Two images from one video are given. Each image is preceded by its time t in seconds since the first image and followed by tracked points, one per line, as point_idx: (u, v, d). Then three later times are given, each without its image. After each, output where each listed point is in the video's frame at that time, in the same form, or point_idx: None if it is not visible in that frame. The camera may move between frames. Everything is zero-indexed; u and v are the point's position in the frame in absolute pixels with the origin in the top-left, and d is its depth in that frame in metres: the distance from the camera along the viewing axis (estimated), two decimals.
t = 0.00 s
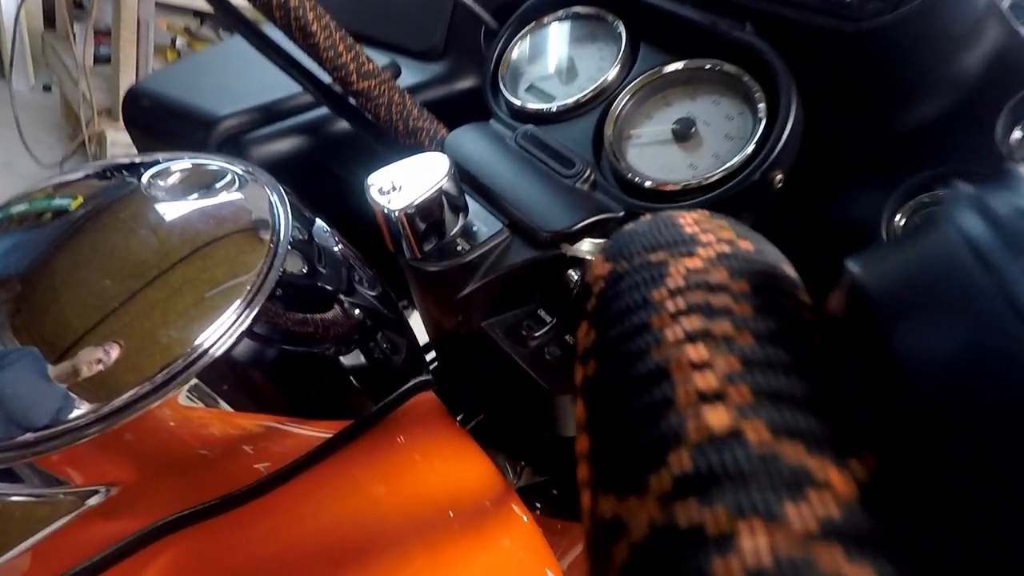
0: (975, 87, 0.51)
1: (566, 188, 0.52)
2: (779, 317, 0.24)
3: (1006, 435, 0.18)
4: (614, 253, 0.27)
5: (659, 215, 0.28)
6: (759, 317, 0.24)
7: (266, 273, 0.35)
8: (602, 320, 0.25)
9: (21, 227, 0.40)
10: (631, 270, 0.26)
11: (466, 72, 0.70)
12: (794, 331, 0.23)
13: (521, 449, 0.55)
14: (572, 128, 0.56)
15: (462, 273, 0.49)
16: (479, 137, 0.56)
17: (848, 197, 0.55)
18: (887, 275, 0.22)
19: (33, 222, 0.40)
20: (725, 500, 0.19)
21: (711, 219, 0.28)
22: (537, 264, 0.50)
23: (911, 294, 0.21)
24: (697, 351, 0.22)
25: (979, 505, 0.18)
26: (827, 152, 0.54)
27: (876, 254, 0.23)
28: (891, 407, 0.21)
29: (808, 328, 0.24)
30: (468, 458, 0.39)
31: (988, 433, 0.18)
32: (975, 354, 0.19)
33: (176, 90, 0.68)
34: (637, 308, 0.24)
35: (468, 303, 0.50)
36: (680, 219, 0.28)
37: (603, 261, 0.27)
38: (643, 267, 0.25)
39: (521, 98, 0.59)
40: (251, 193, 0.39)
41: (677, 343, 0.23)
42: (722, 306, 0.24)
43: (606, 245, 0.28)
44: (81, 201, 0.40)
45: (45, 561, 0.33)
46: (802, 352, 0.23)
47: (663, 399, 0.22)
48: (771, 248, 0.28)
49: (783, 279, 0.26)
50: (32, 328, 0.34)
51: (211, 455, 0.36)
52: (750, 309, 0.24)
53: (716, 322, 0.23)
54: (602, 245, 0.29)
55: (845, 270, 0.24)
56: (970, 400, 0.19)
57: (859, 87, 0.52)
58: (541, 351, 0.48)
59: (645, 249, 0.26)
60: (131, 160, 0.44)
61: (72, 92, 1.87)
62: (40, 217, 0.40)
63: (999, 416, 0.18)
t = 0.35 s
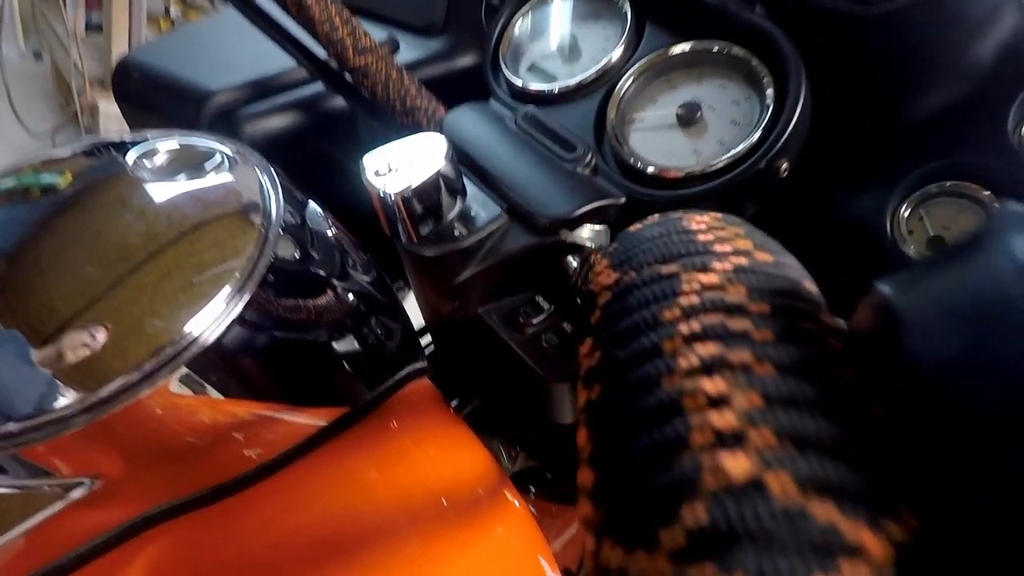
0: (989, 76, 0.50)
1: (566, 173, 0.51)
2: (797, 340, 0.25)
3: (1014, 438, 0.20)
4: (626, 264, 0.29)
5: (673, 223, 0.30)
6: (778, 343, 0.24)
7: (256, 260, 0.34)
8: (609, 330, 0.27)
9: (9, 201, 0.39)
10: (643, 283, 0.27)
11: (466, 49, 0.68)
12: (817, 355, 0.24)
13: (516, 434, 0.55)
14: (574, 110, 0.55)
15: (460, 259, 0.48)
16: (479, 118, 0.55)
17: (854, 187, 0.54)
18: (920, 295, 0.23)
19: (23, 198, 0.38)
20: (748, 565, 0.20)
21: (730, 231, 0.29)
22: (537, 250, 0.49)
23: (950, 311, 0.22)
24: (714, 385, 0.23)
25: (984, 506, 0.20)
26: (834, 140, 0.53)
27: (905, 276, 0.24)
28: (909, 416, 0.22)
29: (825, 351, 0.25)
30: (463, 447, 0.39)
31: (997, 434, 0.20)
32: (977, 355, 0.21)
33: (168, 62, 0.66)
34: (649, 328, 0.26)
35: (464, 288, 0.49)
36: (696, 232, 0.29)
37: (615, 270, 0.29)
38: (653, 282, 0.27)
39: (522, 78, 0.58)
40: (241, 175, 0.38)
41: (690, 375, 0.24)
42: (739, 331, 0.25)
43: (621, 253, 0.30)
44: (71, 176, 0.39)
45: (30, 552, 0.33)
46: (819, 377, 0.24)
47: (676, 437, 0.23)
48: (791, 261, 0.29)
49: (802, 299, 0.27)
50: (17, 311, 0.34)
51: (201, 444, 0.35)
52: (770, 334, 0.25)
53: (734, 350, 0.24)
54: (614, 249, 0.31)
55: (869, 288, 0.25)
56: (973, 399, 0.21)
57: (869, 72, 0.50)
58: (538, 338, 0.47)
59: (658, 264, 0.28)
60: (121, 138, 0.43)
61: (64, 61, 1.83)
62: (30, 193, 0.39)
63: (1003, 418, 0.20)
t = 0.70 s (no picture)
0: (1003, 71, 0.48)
1: (567, 161, 0.50)
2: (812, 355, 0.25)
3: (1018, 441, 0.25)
4: (634, 269, 0.29)
5: (682, 224, 0.30)
6: (797, 363, 0.25)
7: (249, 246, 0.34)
8: (614, 338, 0.27)
9: None
10: (651, 291, 0.28)
11: (466, 32, 0.66)
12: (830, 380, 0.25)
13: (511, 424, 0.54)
14: (577, 98, 0.54)
15: (459, 248, 0.48)
16: (480, 103, 0.54)
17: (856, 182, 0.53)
18: (950, 312, 0.28)
19: (13, 178, 0.37)
20: None
21: (744, 234, 0.29)
22: (537, 240, 0.48)
23: (971, 329, 0.28)
24: (732, 409, 0.24)
25: (986, 504, 0.25)
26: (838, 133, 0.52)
27: (933, 298, 0.29)
28: (928, 421, 0.26)
29: (842, 368, 0.26)
30: (459, 440, 0.38)
31: (1000, 431, 0.25)
32: (990, 358, 0.26)
33: (163, 40, 0.64)
34: (658, 343, 0.26)
35: (462, 278, 0.48)
36: (708, 235, 0.29)
37: (624, 274, 0.29)
38: (663, 290, 0.27)
39: (524, 63, 0.56)
40: (234, 159, 0.37)
41: (703, 398, 0.24)
42: (757, 347, 0.25)
43: (628, 255, 0.30)
44: (61, 158, 0.38)
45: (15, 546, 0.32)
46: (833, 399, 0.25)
47: (688, 464, 0.23)
48: (807, 266, 0.29)
49: (819, 310, 0.27)
50: (4, 295, 0.33)
51: (189, 434, 0.34)
52: (791, 350, 0.25)
53: (752, 371, 0.25)
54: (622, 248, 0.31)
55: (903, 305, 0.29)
56: (987, 402, 0.26)
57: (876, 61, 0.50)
58: (536, 329, 0.47)
59: (667, 270, 0.28)
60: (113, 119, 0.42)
61: (59, 37, 1.80)
62: (21, 174, 0.38)
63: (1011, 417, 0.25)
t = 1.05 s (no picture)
0: (1015, 55, 0.47)
1: (567, 140, 0.48)
2: (837, 345, 0.27)
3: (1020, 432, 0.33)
4: (646, 262, 0.31)
5: (698, 216, 0.32)
6: (830, 374, 0.26)
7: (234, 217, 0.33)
8: (625, 332, 0.29)
9: None
10: (667, 285, 0.29)
11: (464, 4, 0.64)
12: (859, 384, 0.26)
13: (506, 405, 0.54)
14: (578, 75, 0.52)
15: (454, 228, 0.47)
16: (478, 78, 0.52)
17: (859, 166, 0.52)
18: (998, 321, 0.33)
19: None
20: None
21: (764, 226, 0.31)
22: (531, 223, 0.47)
23: None
24: (757, 427, 0.24)
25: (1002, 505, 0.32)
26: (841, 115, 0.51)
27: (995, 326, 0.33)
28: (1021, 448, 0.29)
29: (869, 369, 0.27)
30: (451, 424, 0.38)
31: None
32: None
33: (149, 5, 0.62)
34: (674, 347, 0.27)
35: (457, 259, 0.47)
36: (727, 227, 0.30)
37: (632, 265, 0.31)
38: (679, 284, 0.29)
39: (523, 37, 0.55)
40: (222, 132, 0.36)
41: (725, 413, 0.25)
42: (781, 352, 0.26)
43: (639, 246, 0.32)
44: (43, 128, 0.37)
45: None
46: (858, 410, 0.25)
47: (710, 488, 0.24)
48: (829, 258, 0.31)
49: (839, 302, 0.29)
50: None
51: (175, 417, 0.33)
52: (820, 356, 0.26)
53: (779, 384, 0.25)
54: (627, 234, 0.33)
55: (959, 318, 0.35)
56: None
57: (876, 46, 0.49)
58: (532, 313, 0.46)
59: (683, 264, 0.30)
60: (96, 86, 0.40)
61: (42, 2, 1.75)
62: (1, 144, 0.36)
63: None
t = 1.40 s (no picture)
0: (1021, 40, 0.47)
1: (563, 114, 0.47)
2: (862, 341, 0.25)
3: None
4: (652, 244, 0.30)
5: (709, 197, 0.30)
6: (866, 382, 0.24)
7: (220, 184, 0.32)
8: (628, 323, 0.28)
9: None
10: (678, 272, 0.28)
11: None
12: (890, 385, 0.24)
13: (494, 380, 0.54)
14: (577, 46, 0.50)
15: (444, 200, 0.45)
16: (473, 47, 0.51)
17: (856, 150, 0.52)
18: None
19: None
20: None
21: (783, 209, 0.29)
22: (523, 197, 0.46)
23: None
24: (779, 439, 0.23)
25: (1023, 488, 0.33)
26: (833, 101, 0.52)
27: None
28: None
29: (904, 376, 0.25)
30: (439, 402, 0.38)
31: None
32: None
33: None
34: (686, 343, 0.26)
35: (447, 233, 0.46)
36: (742, 211, 0.29)
37: (636, 247, 0.30)
38: (689, 272, 0.27)
39: (521, 4, 0.52)
40: (201, 92, 0.34)
41: (743, 422, 0.23)
42: (807, 354, 0.25)
43: (644, 227, 0.31)
44: (13, 81, 0.35)
45: None
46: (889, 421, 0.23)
47: (726, 508, 0.22)
48: (853, 246, 0.29)
49: (866, 294, 0.27)
50: None
51: (151, 389, 0.32)
52: (846, 357, 0.25)
53: (806, 392, 0.24)
54: (630, 211, 0.32)
55: None
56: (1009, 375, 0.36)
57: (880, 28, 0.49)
58: (523, 289, 0.45)
59: (695, 248, 0.28)
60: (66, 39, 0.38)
61: None
62: None
63: None
